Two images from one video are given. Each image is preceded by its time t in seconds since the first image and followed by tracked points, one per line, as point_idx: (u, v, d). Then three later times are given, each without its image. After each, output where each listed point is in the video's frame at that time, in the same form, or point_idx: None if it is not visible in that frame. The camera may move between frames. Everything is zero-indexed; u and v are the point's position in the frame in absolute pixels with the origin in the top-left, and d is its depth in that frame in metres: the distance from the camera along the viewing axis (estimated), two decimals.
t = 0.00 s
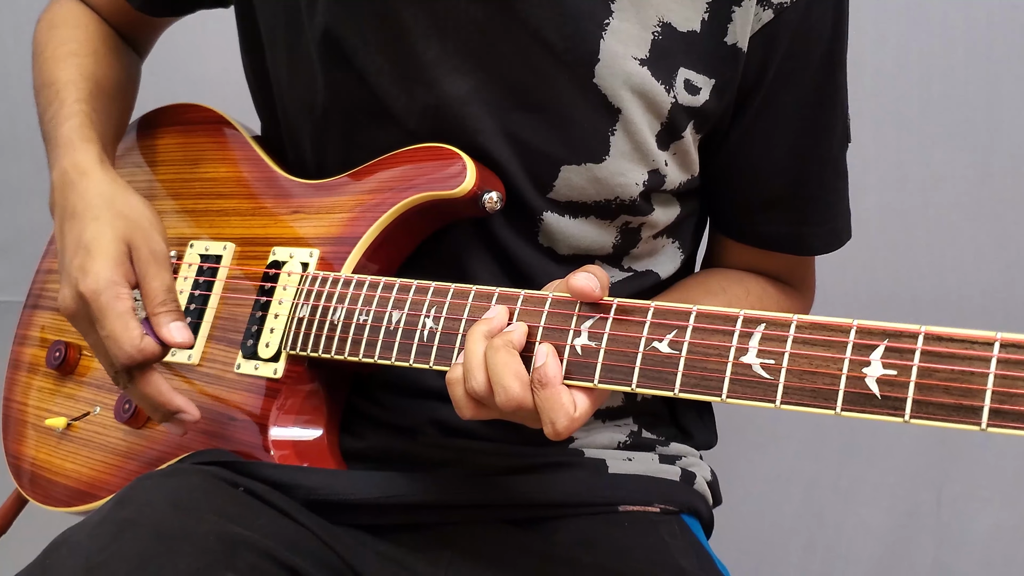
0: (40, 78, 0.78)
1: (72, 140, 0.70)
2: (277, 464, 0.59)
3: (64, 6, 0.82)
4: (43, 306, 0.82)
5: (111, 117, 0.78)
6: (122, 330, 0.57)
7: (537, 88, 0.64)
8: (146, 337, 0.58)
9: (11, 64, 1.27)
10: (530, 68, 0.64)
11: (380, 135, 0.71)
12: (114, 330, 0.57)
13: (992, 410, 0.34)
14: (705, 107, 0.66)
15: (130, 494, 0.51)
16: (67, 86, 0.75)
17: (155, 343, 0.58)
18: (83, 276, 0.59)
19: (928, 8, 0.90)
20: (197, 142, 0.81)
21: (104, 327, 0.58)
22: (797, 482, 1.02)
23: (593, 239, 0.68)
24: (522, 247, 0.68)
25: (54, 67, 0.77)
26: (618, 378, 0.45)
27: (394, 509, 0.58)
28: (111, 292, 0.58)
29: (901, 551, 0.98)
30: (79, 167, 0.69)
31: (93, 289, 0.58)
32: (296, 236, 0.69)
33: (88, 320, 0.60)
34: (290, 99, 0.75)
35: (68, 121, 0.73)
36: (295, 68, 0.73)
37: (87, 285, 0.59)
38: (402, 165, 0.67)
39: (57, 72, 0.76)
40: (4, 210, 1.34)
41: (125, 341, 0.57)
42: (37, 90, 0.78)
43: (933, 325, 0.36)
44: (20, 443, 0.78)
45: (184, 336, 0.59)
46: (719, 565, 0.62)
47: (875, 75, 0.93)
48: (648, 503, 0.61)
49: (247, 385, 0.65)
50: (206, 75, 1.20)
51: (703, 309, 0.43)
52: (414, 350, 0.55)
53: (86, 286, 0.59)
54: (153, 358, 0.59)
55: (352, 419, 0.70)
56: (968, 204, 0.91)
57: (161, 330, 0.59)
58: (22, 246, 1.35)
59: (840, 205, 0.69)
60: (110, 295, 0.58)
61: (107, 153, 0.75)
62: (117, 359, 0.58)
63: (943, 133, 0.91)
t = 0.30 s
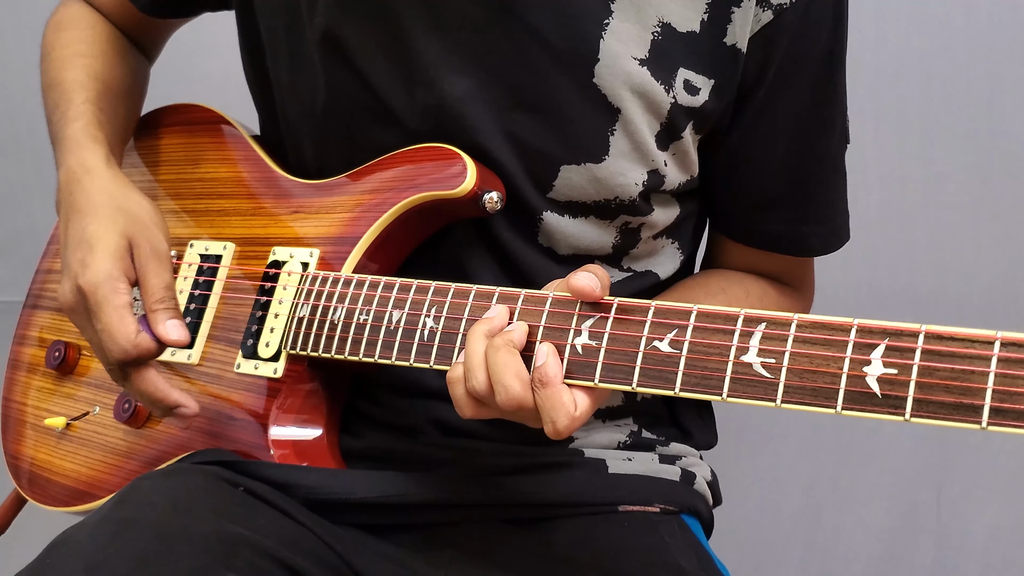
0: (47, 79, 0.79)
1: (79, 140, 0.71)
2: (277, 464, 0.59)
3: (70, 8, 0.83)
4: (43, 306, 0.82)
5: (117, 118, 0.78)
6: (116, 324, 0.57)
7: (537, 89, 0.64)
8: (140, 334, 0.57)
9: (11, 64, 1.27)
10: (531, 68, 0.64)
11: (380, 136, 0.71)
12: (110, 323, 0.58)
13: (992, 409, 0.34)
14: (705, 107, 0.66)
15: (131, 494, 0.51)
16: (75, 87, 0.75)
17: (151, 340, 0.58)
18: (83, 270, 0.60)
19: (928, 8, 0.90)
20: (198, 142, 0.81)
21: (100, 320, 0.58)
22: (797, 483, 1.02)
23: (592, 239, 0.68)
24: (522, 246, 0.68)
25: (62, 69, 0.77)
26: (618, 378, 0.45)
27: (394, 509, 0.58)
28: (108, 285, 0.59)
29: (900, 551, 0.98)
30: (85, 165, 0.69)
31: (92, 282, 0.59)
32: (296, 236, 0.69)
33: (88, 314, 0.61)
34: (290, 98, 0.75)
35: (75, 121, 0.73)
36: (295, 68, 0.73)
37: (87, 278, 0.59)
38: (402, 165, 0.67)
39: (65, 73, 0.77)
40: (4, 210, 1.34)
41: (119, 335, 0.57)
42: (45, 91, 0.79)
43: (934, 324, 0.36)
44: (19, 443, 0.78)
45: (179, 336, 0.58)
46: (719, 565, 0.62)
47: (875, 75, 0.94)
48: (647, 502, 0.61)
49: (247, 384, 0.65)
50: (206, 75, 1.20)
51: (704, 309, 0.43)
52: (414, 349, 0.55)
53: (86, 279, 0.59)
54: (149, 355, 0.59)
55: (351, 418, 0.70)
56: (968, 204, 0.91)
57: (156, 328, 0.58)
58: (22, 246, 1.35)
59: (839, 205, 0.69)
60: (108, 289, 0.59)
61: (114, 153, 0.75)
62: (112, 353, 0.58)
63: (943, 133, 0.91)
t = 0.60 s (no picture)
0: (54, 77, 0.79)
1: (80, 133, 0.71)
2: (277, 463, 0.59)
3: (76, 7, 0.83)
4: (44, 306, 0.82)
5: (121, 115, 0.79)
6: (70, 293, 0.59)
7: (538, 89, 0.64)
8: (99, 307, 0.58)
9: (11, 65, 1.27)
10: (531, 68, 0.64)
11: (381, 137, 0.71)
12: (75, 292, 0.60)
13: (991, 408, 0.34)
14: (703, 108, 0.66)
15: (131, 493, 0.51)
16: (79, 83, 0.76)
17: (104, 312, 0.59)
18: (49, 240, 0.63)
19: (928, 8, 0.90)
20: (198, 141, 0.81)
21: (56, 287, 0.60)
22: (797, 482, 1.02)
23: (592, 239, 0.68)
24: (522, 246, 0.68)
25: (68, 66, 0.78)
26: (617, 377, 0.45)
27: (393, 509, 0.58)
28: (67, 255, 0.61)
29: (900, 551, 0.98)
30: (87, 159, 0.70)
31: (53, 251, 0.62)
32: (296, 236, 0.69)
33: (49, 285, 0.63)
34: (290, 98, 0.75)
35: (77, 115, 0.74)
36: (295, 68, 0.73)
37: (49, 248, 0.62)
38: (402, 165, 0.67)
39: (70, 71, 0.78)
40: (5, 209, 1.34)
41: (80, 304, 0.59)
42: (51, 88, 0.80)
43: (932, 323, 0.36)
44: (20, 442, 0.78)
45: (134, 314, 0.57)
46: (718, 565, 0.62)
47: (875, 75, 0.94)
48: (647, 502, 0.61)
49: (246, 384, 0.65)
50: (206, 75, 1.21)
51: (703, 308, 0.43)
52: (414, 349, 0.55)
53: (48, 249, 0.62)
54: (99, 327, 0.59)
55: (351, 418, 0.70)
56: (968, 204, 0.91)
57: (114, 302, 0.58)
58: (22, 246, 1.35)
59: (839, 207, 0.69)
60: (74, 258, 0.61)
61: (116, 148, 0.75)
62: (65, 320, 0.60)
63: (943, 133, 0.91)
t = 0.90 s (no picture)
0: (67, 76, 0.79)
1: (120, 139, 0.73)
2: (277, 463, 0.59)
3: None
4: (44, 307, 0.82)
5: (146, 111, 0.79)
6: (118, 305, 0.59)
7: (538, 88, 0.64)
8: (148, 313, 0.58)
9: (10, 65, 1.27)
10: (531, 66, 0.64)
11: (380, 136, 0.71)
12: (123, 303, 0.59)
13: (992, 404, 0.34)
14: (701, 110, 0.66)
15: (131, 494, 0.51)
16: (101, 82, 0.76)
17: (156, 317, 0.58)
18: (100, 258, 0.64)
19: (927, 8, 0.90)
20: (198, 142, 0.81)
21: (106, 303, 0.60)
22: (797, 482, 1.02)
23: (591, 240, 0.68)
24: (521, 247, 0.68)
25: (81, 65, 0.78)
26: (618, 375, 0.45)
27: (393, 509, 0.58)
28: (111, 269, 0.61)
29: (900, 551, 0.98)
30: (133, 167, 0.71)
31: (100, 268, 0.62)
32: (296, 236, 0.69)
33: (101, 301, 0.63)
34: (289, 99, 0.75)
35: (110, 114, 0.75)
36: (295, 68, 0.73)
37: (99, 264, 0.63)
38: (402, 165, 0.67)
39: (86, 69, 0.77)
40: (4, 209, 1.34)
41: (127, 314, 0.58)
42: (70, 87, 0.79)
43: (934, 320, 0.36)
44: (19, 444, 0.77)
45: (184, 310, 0.57)
46: (719, 565, 0.62)
47: (875, 74, 0.94)
48: (648, 502, 0.61)
49: (247, 384, 0.65)
50: (205, 75, 1.21)
51: (704, 306, 0.43)
52: (415, 348, 0.55)
53: (96, 267, 0.63)
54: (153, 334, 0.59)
55: (351, 418, 0.70)
56: (967, 204, 0.91)
57: (161, 305, 0.58)
58: (21, 246, 1.35)
59: (839, 209, 0.69)
60: (121, 272, 0.61)
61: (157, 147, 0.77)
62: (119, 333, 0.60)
63: (943, 132, 0.91)
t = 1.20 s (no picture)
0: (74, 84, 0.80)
1: (121, 155, 0.74)
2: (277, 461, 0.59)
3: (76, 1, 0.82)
4: (48, 309, 0.82)
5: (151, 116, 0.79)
6: (121, 343, 0.61)
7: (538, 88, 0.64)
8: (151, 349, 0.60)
9: (14, 68, 1.28)
10: (529, 65, 0.64)
11: (380, 136, 0.71)
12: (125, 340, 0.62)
13: (988, 396, 0.34)
14: (696, 113, 0.66)
15: (131, 493, 0.51)
16: (103, 94, 0.76)
17: (155, 351, 0.60)
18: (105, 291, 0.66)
19: (927, 8, 0.90)
20: (204, 145, 0.81)
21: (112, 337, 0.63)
22: (797, 482, 1.02)
23: (589, 241, 0.68)
24: (521, 247, 0.68)
25: (86, 75, 0.78)
26: (616, 371, 0.45)
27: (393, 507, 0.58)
28: (116, 306, 0.64)
29: (901, 552, 0.98)
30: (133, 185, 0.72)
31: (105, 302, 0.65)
32: (298, 235, 0.69)
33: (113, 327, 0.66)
34: (289, 100, 0.76)
35: (113, 125, 0.75)
36: (295, 69, 0.74)
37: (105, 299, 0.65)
38: (402, 165, 0.67)
39: (91, 80, 0.78)
40: (7, 211, 1.35)
41: (128, 352, 0.61)
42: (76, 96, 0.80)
43: (930, 312, 0.36)
44: (23, 445, 0.78)
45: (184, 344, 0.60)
46: (719, 564, 0.62)
47: (875, 74, 0.94)
48: (647, 501, 0.61)
49: (247, 383, 0.65)
50: (208, 77, 1.21)
51: (701, 300, 0.43)
52: (414, 345, 0.55)
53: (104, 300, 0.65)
54: (156, 367, 0.61)
55: (350, 416, 0.70)
56: (967, 203, 0.91)
57: (160, 340, 0.60)
58: (24, 248, 1.35)
59: (838, 214, 0.69)
60: (124, 309, 0.64)
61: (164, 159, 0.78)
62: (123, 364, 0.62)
63: (943, 132, 0.91)
